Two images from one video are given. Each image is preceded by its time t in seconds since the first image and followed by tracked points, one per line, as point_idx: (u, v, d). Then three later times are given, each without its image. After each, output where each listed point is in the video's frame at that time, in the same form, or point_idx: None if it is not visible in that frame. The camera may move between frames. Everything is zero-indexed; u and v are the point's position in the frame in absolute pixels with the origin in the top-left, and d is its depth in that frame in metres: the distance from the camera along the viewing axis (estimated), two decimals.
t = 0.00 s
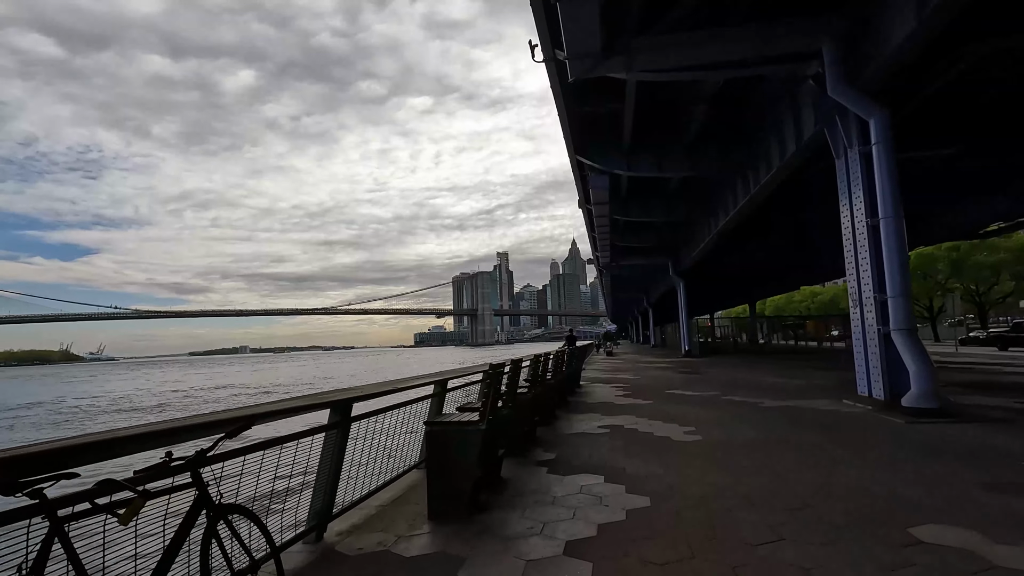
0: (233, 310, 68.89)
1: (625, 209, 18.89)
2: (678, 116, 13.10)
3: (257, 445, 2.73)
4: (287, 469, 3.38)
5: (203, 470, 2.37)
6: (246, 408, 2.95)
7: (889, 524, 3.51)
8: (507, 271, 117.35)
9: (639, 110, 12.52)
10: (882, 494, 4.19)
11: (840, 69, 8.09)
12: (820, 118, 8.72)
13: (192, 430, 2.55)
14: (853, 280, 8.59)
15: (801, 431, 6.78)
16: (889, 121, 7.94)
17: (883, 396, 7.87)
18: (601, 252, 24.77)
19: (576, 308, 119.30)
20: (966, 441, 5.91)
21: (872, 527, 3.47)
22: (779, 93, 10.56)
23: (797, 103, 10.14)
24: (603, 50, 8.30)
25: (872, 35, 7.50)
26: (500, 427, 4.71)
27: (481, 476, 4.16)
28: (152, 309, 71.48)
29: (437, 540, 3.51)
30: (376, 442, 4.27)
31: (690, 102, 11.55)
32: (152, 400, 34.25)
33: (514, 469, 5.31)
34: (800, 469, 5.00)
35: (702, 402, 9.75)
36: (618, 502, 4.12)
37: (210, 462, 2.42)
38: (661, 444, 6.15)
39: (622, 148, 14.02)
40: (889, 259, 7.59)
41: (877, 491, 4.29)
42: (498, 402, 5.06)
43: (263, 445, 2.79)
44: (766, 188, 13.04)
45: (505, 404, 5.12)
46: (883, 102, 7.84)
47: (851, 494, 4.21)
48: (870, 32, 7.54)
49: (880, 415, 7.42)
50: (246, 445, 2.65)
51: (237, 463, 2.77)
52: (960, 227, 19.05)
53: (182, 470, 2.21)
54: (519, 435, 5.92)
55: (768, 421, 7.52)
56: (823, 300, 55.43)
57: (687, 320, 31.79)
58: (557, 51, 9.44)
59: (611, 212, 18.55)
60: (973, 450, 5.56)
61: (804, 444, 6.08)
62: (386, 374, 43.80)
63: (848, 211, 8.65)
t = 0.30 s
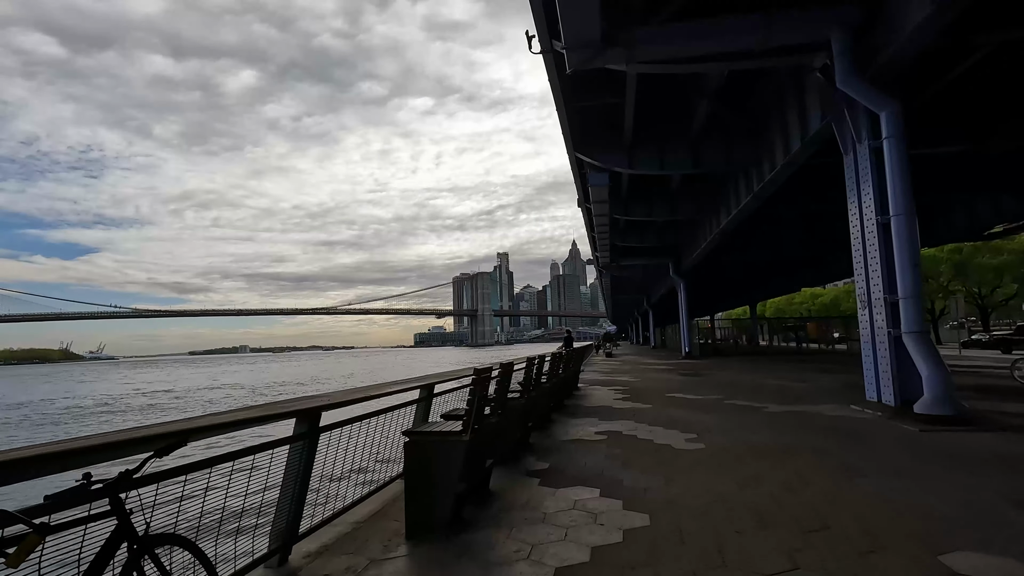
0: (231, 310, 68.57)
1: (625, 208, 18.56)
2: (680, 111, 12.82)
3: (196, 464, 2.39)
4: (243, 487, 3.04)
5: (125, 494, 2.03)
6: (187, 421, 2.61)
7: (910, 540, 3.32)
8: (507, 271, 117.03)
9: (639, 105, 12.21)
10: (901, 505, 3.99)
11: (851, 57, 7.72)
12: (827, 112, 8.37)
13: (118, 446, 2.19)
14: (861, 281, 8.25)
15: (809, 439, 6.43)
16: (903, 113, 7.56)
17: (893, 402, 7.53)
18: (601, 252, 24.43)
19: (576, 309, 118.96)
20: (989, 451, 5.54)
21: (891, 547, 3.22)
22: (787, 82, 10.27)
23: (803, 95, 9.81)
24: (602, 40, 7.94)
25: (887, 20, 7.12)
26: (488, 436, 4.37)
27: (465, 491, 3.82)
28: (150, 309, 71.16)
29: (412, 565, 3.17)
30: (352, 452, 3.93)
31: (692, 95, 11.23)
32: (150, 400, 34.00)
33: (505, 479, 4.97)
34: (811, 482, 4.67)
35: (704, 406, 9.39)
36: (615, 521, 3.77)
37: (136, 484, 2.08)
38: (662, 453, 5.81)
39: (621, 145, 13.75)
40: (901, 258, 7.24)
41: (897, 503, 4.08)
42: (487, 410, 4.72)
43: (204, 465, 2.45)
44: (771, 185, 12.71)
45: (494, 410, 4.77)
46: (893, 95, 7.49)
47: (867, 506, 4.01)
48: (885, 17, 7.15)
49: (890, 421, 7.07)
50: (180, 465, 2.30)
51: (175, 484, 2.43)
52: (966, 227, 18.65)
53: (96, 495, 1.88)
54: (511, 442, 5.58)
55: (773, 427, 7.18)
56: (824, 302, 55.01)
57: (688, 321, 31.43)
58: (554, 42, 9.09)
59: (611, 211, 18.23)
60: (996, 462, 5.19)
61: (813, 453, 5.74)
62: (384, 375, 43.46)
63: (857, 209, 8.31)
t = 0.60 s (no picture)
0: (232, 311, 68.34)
1: (627, 205, 18.20)
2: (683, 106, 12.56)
3: (140, 486, 2.09)
4: (209, 503, 2.74)
5: (44, 527, 1.73)
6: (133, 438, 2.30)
7: (911, 541, 3.36)
8: (509, 271, 116.78)
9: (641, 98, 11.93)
10: (904, 506, 4.06)
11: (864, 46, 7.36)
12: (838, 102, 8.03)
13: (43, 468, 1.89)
14: (874, 279, 7.94)
15: (819, 445, 6.11)
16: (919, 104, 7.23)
17: (909, 404, 7.21)
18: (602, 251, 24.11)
19: (578, 309, 118.59)
20: (1013, 458, 5.23)
21: (905, 553, 3.16)
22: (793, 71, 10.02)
23: (814, 87, 9.53)
24: (603, 29, 7.62)
25: (902, 7, 6.77)
26: (481, 444, 4.06)
27: (456, 505, 3.51)
28: (151, 309, 70.95)
29: None
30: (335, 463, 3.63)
31: (695, 88, 10.97)
32: (152, 400, 33.86)
33: (500, 488, 4.68)
34: (825, 492, 4.39)
35: (710, 409, 9.07)
36: (618, 537, 3.46)
37: (60, 514, 1.78)
38: (668, 461, 5.45)
39: (622, 141, 13.48)
40: (917, 255, 6.93)
41: (899, 503, 4.15)
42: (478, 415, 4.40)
43: (150, 486, 2.14)
44: (776, 182, 12.44)
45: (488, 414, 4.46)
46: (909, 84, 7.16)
47: (867, 506, 4.10)
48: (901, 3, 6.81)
49: (906, 425, 6.75)
50: (121, 486, 2.00)
51: (114, 508, 2.13)
52: (974, 224, 18.31)
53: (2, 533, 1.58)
54: (508, 449, 5.28)
55: (782, 432, 6.86)
56: (828, 301, 54.57)
57: (690, 320, 31.08)
58: (553, 32, 8.76)
59: (612, 209, 17.92)
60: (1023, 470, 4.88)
61: (829, 462, 5.41)
62: (384, 375, 43.17)
63: (869, 204, 7.99)
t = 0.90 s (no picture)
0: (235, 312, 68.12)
1: (631, 202, 17.75)
2: (690, 98, 12.22)
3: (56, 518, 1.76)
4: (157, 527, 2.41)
5: None
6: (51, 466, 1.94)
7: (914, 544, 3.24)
8: (513, 271, 116.36)
9: (646, 88, 11.54)
10: (911, 509, 3.86)
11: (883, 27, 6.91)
12: (854, 89, 7.60)
13: None
14: (895, 273, 7.55)
15: (841, 449, 5.74)
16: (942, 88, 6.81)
17: (934, 406, 6.82)
18: (607, 249, 23.68)
19: (582, 308, 118.02)
20: None
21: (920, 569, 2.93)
22: (807, 57, 9.64)
23: (830, 73, 9.15)
24: (607, 13, 7.23)
25: None
26: (476, 455, 3.66)
27: (449, 524, 3.16)
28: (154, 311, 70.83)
29: None
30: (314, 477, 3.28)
31: (704, 78, 10.64)
32: (153, 402, 33.58)
33: (499, 501, 4.31)
34: (843, 503, 4.01)
35: (720, 411, 8.67)
36: (630, 561, 3.10)
37: None
38: (678, 470, 5.03)
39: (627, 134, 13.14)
40: (942, 248, 6.54)
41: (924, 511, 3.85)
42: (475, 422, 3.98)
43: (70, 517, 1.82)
44: (787, 175, 12.06)
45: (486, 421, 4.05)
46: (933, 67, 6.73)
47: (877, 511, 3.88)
48: None
49: (931, 428, 6.37)
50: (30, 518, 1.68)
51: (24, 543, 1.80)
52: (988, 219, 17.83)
53: None
54: (508, 457, 4.94)
55: (799, 435, 6.47)
56: (835, 300, 54.02)
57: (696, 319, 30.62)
58: (554, 19, 8.38)
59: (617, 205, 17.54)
60: None
61: (851, 467, 5.04)
62: (387, 376, 42.81)
63: (889, 194, 7.60)
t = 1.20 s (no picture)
0: (239, 312, 68.11)
1: (635, 200, 17.47)
2: (696, 91, 11.99)
3: None
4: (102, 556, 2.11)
5: None
6: None
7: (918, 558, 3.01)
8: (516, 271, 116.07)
9: (651, 81, 11.31)
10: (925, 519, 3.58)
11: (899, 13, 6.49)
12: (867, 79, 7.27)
13: None
14: (911, 270, 7.24)
15: (857, 455, 5.43)
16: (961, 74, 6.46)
17: (954, 410, 6.51)
18: (610, 248, 23.41)
19: (586, 308, 117.86)
20: None
21: None
22: (817, 46, 9.34)
23: (841, 62, 8.85)
24: None
25: None
26: (464, 468, 3.36)
27: (433, 543, 2.88)
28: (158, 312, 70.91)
29: None
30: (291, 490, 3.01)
31: (710, 68, 10.42)
32: (155, 404, 33.39)
33: (493, 514, 4.01)
34: (863, 515, 3.70)
35: (727, 414, 8.35)
36: None
37: None
38: (685, 480, 4.71)
39: (631, 129, 12.92)
40: (960, 242, 6.23)
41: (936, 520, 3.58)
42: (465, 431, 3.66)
43: None
44: (796, 170, 11.76)
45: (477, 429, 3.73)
46: (953, 53, 6.37)
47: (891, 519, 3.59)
48: None
49: (953, 433, 6.04)
50: None
51: None
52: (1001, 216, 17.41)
53: None
54: (505, 463, 4.66)
55: (812, 440, 6.17)
56: (841, 299, 53.54)
57: (702, 318, 30.26)
58: (554, 7, 8.08)
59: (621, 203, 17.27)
60: None
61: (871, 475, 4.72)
62: (390, 376, 42.68)
63: (904, 187, 7.29)
